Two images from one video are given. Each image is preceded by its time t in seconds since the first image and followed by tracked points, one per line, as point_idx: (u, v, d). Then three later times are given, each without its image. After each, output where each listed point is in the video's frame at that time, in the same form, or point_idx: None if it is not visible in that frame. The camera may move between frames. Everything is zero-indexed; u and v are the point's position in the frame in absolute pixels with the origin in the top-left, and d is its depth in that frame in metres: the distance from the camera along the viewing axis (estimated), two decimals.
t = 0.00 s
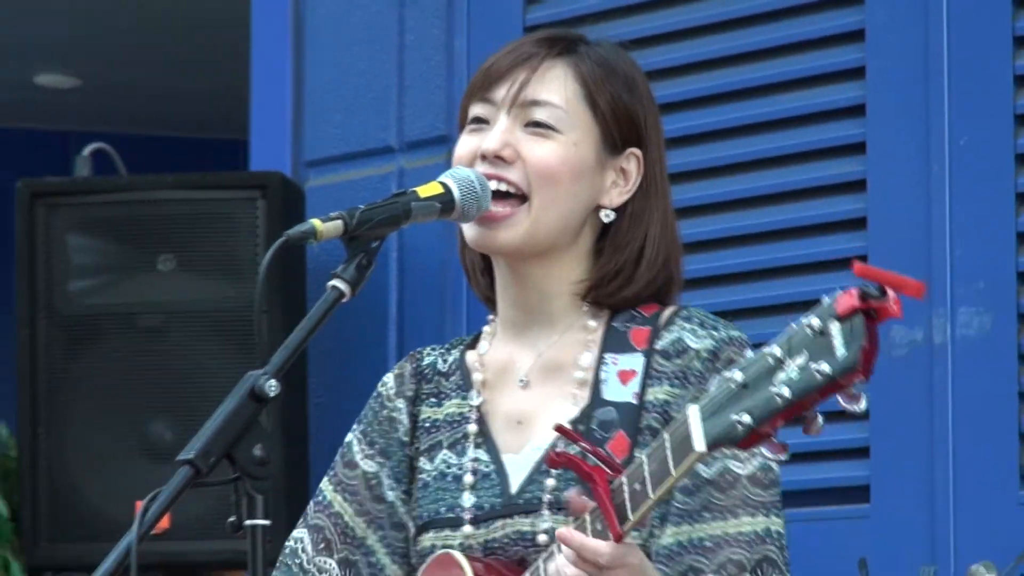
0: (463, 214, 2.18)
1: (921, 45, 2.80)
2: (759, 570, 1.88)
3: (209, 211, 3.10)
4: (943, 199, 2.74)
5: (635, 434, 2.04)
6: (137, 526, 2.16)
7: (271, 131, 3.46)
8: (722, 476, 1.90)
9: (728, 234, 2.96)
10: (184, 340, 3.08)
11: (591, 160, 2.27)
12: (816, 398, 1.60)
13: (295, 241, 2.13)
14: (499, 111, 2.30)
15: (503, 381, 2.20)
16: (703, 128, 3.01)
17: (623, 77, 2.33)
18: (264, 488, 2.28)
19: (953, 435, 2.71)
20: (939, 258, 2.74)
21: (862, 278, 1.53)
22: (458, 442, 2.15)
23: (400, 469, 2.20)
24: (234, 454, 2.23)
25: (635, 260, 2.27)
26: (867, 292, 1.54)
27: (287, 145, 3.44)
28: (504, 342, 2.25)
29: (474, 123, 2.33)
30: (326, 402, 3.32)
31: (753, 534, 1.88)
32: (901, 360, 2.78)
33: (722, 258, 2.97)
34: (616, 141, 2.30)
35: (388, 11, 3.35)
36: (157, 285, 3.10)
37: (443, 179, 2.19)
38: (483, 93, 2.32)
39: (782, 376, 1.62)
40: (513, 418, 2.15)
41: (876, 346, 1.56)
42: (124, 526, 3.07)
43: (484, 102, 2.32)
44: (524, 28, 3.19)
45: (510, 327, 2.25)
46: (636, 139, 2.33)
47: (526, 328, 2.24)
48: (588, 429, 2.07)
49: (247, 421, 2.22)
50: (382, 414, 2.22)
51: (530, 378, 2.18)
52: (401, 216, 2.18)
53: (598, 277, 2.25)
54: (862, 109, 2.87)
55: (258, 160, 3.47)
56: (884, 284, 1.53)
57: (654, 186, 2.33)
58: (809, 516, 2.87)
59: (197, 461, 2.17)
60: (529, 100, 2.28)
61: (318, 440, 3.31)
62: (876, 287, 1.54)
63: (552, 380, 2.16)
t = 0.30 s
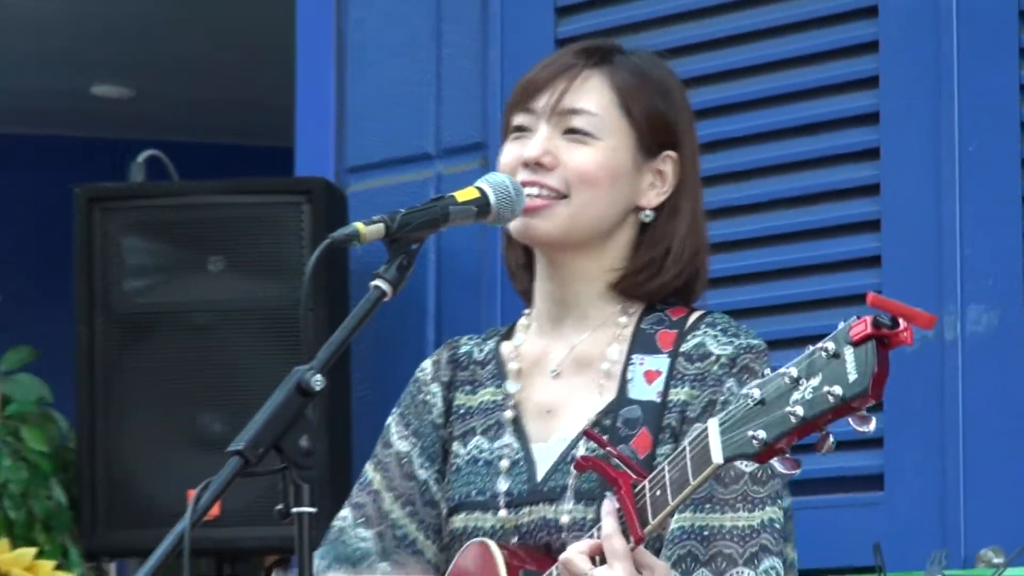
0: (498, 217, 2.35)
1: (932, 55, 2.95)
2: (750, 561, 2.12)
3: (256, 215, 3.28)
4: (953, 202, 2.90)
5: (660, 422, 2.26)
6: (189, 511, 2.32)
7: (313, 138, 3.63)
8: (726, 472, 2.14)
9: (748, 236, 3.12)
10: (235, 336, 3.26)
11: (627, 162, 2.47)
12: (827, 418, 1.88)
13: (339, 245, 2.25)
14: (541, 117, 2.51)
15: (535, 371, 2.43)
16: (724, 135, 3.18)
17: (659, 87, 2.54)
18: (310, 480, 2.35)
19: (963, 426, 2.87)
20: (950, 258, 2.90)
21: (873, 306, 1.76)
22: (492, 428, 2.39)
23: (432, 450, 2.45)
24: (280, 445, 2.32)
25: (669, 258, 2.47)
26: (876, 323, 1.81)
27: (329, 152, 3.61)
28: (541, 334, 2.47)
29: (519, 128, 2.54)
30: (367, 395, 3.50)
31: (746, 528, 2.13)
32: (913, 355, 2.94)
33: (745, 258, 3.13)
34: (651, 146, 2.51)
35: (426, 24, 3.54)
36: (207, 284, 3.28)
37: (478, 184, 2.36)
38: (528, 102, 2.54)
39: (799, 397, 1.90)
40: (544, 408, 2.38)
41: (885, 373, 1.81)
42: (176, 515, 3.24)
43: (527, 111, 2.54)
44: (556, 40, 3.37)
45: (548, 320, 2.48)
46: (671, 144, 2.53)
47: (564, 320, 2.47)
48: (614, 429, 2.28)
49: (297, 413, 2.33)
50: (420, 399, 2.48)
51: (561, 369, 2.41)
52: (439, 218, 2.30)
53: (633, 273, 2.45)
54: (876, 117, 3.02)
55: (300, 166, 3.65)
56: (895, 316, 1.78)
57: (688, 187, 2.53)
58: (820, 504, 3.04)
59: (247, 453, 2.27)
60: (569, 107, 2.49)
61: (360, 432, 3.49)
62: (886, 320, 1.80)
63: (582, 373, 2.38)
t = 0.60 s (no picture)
0: (525, 219, 2.45)
1: (937, 67, 3.11)
2: (780, 546, 2.24)
3: (297, 217, 3.46)
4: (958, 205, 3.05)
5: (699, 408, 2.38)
6: (232, 501, 2.42)
7: (352, 147, 3.83)
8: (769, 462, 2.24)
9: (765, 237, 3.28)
10: (276, 333, 3.44)
11: (653, 162, 2.57)
12: (904, 405, 1.90)
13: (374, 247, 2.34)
14: (571, 120, 2.61)
15: (573, 368, 2.53)
16: (742, 142, 3.34)
17: (682, 93, 2.64)
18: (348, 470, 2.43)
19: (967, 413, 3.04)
20: (955, 259, 3.04)
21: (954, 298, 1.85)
22: (530, 422, 2.49)
23: (471, 446, 2.55)
24: (318, 436, 2.41)
25: (695, 258, 2.58)
26: (950, 312, 1.86)
27: (367, 159, 3.81)
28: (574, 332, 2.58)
29: (549, 133, 2.64)
30: (402, 388, 3.68)
31: (783, 514, 2.24)
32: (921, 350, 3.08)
33: (760, 258, 3.29)
34: (676, 148, 2.60)
35: (458, 38, 3.73)
36: (251, 283, 3.47)
37: (507, 189, 2.46)
38: (558, 107, 2.64)
39: (874, 381, 1.91)
40: (584, 404, 2.48)
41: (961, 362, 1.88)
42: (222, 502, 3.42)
43: (558, 113, 2.63)
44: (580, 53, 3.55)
45: (581, 318, 2.58)
46: (695, 149, 2.63)
47: (597, 319, 2.56)
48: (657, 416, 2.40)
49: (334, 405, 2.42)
50: (453, 397, 2.57)
51: (599, 365, 2.51)
52: (470, 221, 2.40)
53: (661, 272, 2.55)
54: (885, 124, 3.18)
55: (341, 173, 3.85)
56: (970, 305, 1.84)
57: (711, 190, 2.63)
58: (833, 492, 3.20)
59: (286, 443, 2.36)
60: (597, 110, 2.59)
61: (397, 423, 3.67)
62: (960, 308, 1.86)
63: (621, 370, 2.49)
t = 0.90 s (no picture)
0: (531, 217, 2.58)
1: (925, 71, 3.26)
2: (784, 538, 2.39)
3: (316, 215, 3.65)
4: (944, 204, 3.20)
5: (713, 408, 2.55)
6: (253, 483, 2.52)
7: (370, 149, 4.04)
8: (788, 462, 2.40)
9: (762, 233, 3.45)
10: (297, 325, 3.63)
11: (654, 168, 2.72)
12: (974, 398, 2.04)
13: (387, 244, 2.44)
14: (575, 130, 2.77)
15: (583, 368, 2.67)
16: (740, 143, 3.51)
17: (679, 105, 2.80)
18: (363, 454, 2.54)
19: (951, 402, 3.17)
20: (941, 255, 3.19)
21: None
22: (541, 417, 2.64)
23: (477, 439, 2.69)
24: (335, 422, 2.53)
25: (694, 260, 2.73)
26: None
27: (383, 160, 4.02)
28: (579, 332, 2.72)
29: (554, 143, 2.80)
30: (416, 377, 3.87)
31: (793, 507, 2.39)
32: (909, 341, 3.22)
33: (757, 254, 3.46)
34: (675, 156, 2.76)
35: (469, 45, 3.93)
36: (272, 277, 3.66)
37: (513, 187, 2.58)
38: (563, 118, 2.80)
39: (947, 378, 2.06)
40: (597, 402, 2.63)
41: None
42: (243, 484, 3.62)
43: (563, 125, 2.79)
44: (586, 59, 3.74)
45: (586, 318, 2.71)
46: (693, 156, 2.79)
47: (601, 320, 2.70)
48: (675, 413, 2.56)
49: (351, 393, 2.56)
50: (458, 391, 2.71)
51: (610, 365, 2.65)
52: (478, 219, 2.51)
53: (663, 274, 2.71)
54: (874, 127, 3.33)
55: (360, 172, 4.06)
56: None
57: (709, 194, 2.78)
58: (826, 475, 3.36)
59: (304, 430, 2.49)
60: (600, 120, 2.75)
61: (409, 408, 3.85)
62: None
63: (632, 370, 2.64)
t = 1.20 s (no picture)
0: (531, 215, 2.59)
1: (912, 74, 3.36)
2: (762, 524, 2.32)
3: (325, 215, 3.79)
4: (930, 202, 3.29)
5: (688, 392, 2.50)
6: (262, 473, 2.50)
7: (376, 148, 4.22)
8: (776, 447, 2.31)
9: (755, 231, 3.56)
10: (304, 320, 3.78)
11: (644, 182, 2.72)
12: (887, 371, 1.88)
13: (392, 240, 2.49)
14: (573, 136, 2.78)
15: (566, 363, 2.68)
16: (739, 143, 3.62)
17: (678, 121, 2.81)
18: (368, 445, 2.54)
19: (939, 394, 3.24)
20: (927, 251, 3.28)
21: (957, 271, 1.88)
22: (529, 407, 2.64)
23: (471, 426, 2.70)
24: (342, 415, 2.54)
25: (681, 272, 2.72)
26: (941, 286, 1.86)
27: (388, 160, 4.19)
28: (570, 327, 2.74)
29: (552, 147, 2.82)
30: (418, 372, 4.01)
31: (767, 494, 2.32)
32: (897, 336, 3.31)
33: (750, 251, 3.57)
34: (667, 171, 2.76)
35: (473, 49, 4.10)
36: (281, 274, 3.80)
37: (514, 188, 2.61)
38: (563, 123, 2.81)
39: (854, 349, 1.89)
40: (579, 395, 2.62)
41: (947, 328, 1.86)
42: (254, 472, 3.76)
43: (562, 129, 2.80)
44: (584, 62, 3.88)
45: (577, 319, 2.74)
46: (688, 173, 2.79)
47: (589, 322, 2.72)
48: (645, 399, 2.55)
49: (354, 389, 2.55)
50: (457, 382, 2.74)
51: (593, 360, 2.65)
52: (481, 218, 2.56)
53: (648, 283, 2.70)
54: (863, 128, 3.44)
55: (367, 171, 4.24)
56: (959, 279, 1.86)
57: (700, 212, 2.78)
58: (812, 466, 3.41)
59: (313, 421, 2.48)
60: (597, 129, 2.76)
61: (414, 402, 4.01)
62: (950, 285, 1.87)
63: (612, 364, 2.64)
